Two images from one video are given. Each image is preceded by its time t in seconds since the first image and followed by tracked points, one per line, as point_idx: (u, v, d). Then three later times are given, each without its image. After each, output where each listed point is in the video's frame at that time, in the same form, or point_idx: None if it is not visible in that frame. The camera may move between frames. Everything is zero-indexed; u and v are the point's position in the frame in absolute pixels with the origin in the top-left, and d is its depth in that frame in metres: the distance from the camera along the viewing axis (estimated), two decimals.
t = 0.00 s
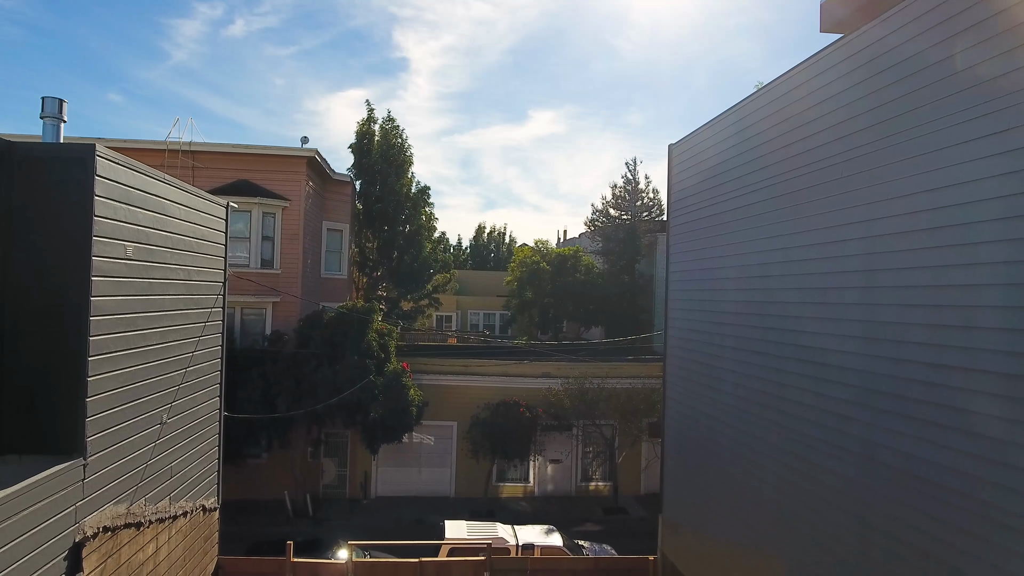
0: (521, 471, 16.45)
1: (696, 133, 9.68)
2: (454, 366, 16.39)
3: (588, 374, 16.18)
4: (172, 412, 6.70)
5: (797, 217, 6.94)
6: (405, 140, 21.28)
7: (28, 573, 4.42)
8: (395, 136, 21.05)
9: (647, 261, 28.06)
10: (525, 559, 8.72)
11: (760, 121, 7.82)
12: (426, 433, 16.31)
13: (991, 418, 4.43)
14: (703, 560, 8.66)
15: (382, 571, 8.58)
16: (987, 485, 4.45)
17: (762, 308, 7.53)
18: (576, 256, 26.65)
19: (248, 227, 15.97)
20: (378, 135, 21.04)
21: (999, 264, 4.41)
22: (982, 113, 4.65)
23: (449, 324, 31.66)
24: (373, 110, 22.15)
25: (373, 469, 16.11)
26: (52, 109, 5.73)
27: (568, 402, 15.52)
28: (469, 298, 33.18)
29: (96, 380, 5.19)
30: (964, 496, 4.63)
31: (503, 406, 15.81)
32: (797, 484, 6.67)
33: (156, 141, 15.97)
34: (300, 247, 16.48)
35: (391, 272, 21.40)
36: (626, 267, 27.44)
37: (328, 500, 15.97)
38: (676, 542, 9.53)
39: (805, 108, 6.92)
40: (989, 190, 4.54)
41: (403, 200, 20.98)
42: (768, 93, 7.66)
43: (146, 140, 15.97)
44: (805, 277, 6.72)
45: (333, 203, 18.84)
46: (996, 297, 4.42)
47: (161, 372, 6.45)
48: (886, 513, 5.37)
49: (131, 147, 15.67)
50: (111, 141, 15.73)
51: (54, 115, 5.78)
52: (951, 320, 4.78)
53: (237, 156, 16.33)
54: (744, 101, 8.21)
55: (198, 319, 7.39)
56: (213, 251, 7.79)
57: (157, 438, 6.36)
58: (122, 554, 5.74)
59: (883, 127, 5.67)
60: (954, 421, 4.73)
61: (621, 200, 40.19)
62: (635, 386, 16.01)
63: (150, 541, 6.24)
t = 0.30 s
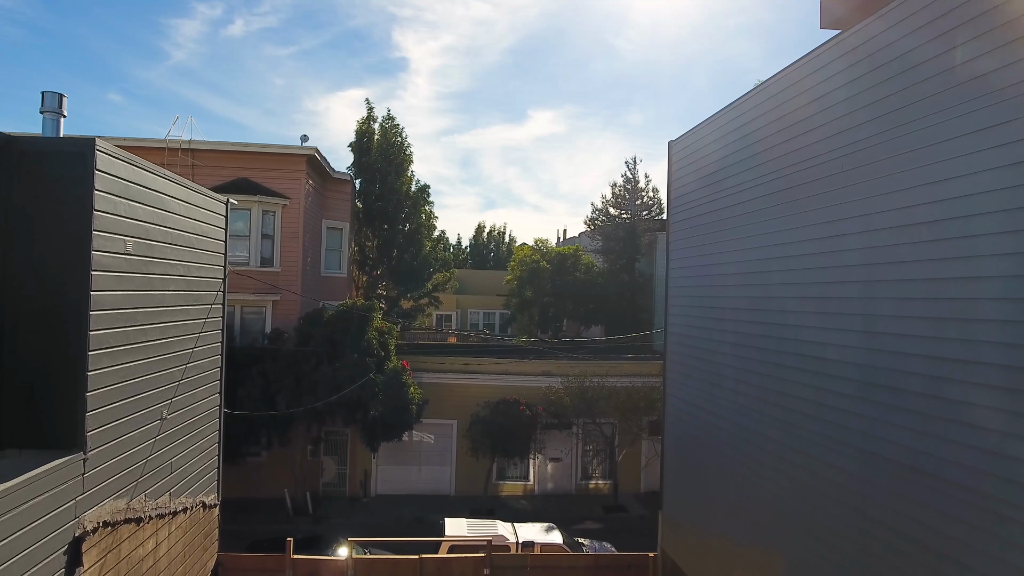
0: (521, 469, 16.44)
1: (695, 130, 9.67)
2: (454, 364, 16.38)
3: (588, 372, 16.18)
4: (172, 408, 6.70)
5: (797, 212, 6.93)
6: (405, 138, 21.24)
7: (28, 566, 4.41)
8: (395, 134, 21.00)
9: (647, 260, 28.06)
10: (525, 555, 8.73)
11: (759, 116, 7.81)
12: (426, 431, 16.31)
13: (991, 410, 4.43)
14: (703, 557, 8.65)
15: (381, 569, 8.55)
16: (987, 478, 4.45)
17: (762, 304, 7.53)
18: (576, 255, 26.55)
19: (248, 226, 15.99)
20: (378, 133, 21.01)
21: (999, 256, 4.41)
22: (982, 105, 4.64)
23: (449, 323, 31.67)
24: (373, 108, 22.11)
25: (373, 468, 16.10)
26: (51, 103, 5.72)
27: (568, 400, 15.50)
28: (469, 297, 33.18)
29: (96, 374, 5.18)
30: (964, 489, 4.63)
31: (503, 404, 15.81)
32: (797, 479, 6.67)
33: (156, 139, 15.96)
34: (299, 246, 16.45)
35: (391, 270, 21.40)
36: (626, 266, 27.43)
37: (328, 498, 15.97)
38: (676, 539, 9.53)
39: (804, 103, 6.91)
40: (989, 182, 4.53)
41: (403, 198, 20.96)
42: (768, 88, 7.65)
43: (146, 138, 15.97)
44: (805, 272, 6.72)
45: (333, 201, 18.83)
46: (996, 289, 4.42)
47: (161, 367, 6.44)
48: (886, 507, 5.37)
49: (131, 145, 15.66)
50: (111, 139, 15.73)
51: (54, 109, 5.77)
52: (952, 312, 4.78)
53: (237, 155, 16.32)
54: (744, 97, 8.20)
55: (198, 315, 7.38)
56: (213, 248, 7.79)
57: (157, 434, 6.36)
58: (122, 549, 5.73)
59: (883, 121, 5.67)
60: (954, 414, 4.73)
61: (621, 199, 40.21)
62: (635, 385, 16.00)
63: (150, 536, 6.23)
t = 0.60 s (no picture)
0: (521, 468, 16.43)
1: (695, 126, 9.67)
2: (454, 362, 16.38)
3: (588, 370, 16.18)
4: (172, 404, 6.70)
5: (796, 207, 6.92)
6: (405, 136, 21.24)
7: (28, 560, 4.41)
8: (395, 132, 20.99)
9: (647, 259, 28.07)
10: (525, 551, 8.72)
11: (759, 112, 7.81)
12: (426, 429, 16.30)
13: (991, 402, 4.43)
14: (703, 553, 8.66)
15: (381, 565, 8.55)
16: (987, 469, 4.45)
17: (762, 300, 7.53)
18: (576, 254, 26.49)
19: (248, 224, 15.99)
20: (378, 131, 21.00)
21: (999, 248, 4.41)
22: (982, 97, 4.64)
23: (449, 322, 31.68)
24: (373, 107, 22.09)
25: (373, 466, 16.09)
26: (51, 97, 5.72)
27: (569, 398, 15.50)
28: (469, 296, 33.18)
29: (96, 368, 5.18)
30: (964, 480, 4.64)
31: (502, 402, 15.85)
32: (797, 473, 6.67)
33: (156, 137, 15.97)
34: (300, 244, 16.44)
35: (391, 269, 21.40)
36: (626, 264, 27.45)
37: (328, 496, 15.96)
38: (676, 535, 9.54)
39: (803, 98, 6.91)
40: (989, 173, 4.53)
41: (403, 197, 20.97)
42: (767, 84, 7.65)
43: (146, 137, 15.97)
44: (805, 266, 6.71)
45: (333, 200, 18.83)
46: (996, 281, 4.41)
47: (161, 363, 6.44)
48: (887, 500, 5.37)
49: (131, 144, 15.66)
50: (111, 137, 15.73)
51: (53, 103, 5.77)
52: (952, 305, 4.78)
53: (237, 153, 16.32)
54: (743, 93, 8.18)
55: (198, 311, 7.38)
56: (213, 244, 7.79)
57: (157, 429, 6.36)
58: (122, 544, 5.72)
59: (882, 115, 5.66)
60: (954, 406, 4.73)
61: (621, 197, 40.24)
62: (635, 383, 16.00)
63: (150, 532, 6.23)
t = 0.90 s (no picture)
0: (521, 466, 16.42)
1: (695, 123, 9.66)
2: (454, 360, 16.37)
3: (588, 368, 16.17)
4: (172, 399, 6.69)
5: (796, 202, 6.91)
6: (404, 135, 21.24)
7: (28, 553, 4.40)
8: (394, 131, 20.98)
9: (647, 258, 28.08)
10: (526, 548, 8.72)
11: (758, 108, 7.81)
12: (426, 427, 16.29)
13: (992, 392, 4.42)
14: (703, 548, 8.65)
15: (382, 560, 8.54)
16: (987, 459, 4.45)
17: (762, 295, 7.52)
18: (575, 253, 26.49)
19: (248, 222, 15.98)
20: (377, 130, 20.99)
21: (1000, 238, 4.40)
22: (982, 88, 4.63)
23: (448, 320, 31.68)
24: (372, 105, 22.09)
25: (373, 464, 16.08)
26: (52, 91, 5.71)
27: (569, 396, 15.51)
28: (469, 295, 33.18)
29: (96, 362, 5.18)
30: (965, 471, 4.63)
31: (502, 400, 15.86)
32: (798, 467, 6.67)
33: (156, 135, 15.95)
34: (300, 242, 16.43)
35: (391, 267, 21.40)
36: (626, 263, 27.46)
37: (328, 494, 15.95)
38: (676, 531, 9.53)
39: (803, 93, 6.90)
40: (990, 163, 4.52)
41: (402, 195, 20.98)
42: (766, 80, 7.66)
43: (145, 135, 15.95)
44: (805, 260, 6.71)
45: (333, 198, 18.83)
46: (997, 272, 4.41)
47: (161, 358, 6.43)
48: (888, 493, 5.36)
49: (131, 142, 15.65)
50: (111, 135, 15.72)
51: (54, 97, 5.76)
52: (953, 296, 4.77)
53: (237, 150, 16.32)
54: (742, 89, 8.18)
55: (198, 306, 7.37)
56: (213, 240, 7.78)
57: (157, 424, 6.35)
58: (122, 538, 5.72)
59: (882, 109, 5.66)
60: (955, 396, 4.72)
61: (621, 196, 40.26)
62: (635, 380, 16.00)
63: (150, 526, 6.23)
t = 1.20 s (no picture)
0: (521, 464, 16.41)
1: (695, 119, 9.66)
2: (454, 358, 16.38)
3: (588, 367, 16.18)
4: (172, 394, 6.68)
5: (796, 197, 6.91)
6: (404, 134, 21.23)
7: (27, 546, 4.39)
8: (394, 130, 20.99)
9: (647, 257, 28.09)
10: (525, 544, 8.71)
11: (758, 103, 7.81)
12: (426, 426, 16.29)
13: (992, 383, 4.42)
14: (703, 544, 8.64)
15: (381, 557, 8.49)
16: (986, 450, 4.45)
17: (762, 290, 7.52)
18: (576, 252, 26.46)
19: (248, 220, 15.98)
20: (377, 129, 21.00)
21: (999, 230, 4.40)
22: (982, 80, 4.62)
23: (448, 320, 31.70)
24: (372, 104, 22.09)
25: (373, 462, 16.07)
26: (51, 85, 5.70)
27: (569, 394, 15.51)
28: (469, 294, 33.19)
29: (96, 355, 5.17)
30: (965, 462, 4.62)
31: (503, 399, 15.84)
32: (799, 462, 6.66)
33: (156, 133, 15.95)
34: (300, 240, 16.43)
35: (391, 266, 21.40)
36: (626, 262, 27.47)
37: (328, 493, 15.94)
38: (676, 528, 9.52)
39: (802, 87, 6.90)
40: (989, 155, 4.51)
41: (402, 194, 20.99)
42: (765, 75, 7.65)
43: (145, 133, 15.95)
44: (805, 260, 6.69)
45: (333, 197, 18.83)
46: (996, 263, 4.40)
47: (161, 353, 6.42)
48: (889, 485, 5.36)
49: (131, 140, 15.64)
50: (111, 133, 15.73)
51: (53, 90, 5.75)
52: (952, 288, 4.77)
53: (237, 148, 16.32)
54: (743, 88, 8.16)
55: (198, 302, 7.36)
56: (213, 236, 7.77)
57: (157, 419, 6.34)
58: (122, 533, 5.71)
59: (881, 102, 5.66)
60: (956, 388, 4.71)
61: (621, 195, 40.30)
62: (635, 379, 16.00)
63: (150, 522, 6.22)
